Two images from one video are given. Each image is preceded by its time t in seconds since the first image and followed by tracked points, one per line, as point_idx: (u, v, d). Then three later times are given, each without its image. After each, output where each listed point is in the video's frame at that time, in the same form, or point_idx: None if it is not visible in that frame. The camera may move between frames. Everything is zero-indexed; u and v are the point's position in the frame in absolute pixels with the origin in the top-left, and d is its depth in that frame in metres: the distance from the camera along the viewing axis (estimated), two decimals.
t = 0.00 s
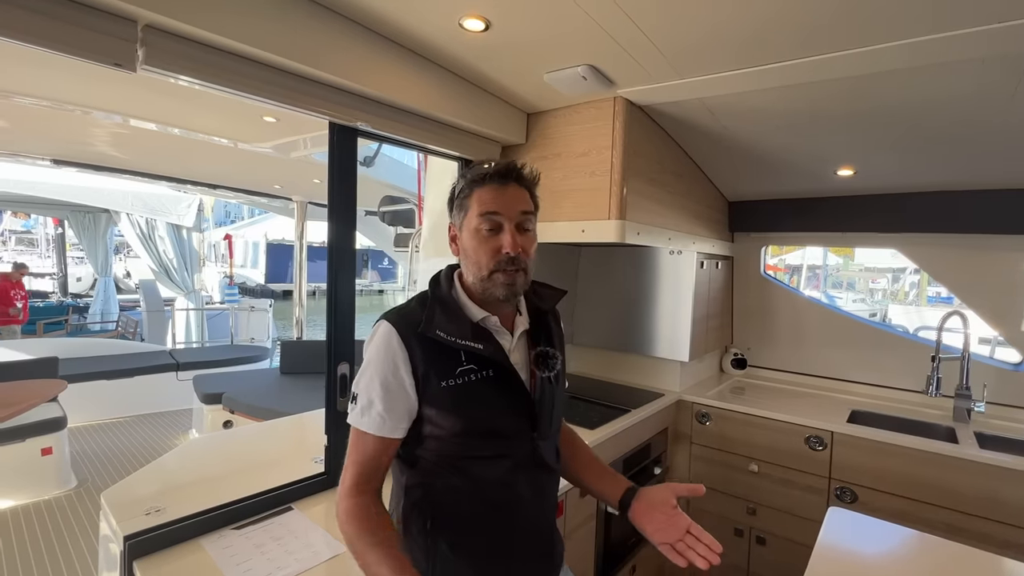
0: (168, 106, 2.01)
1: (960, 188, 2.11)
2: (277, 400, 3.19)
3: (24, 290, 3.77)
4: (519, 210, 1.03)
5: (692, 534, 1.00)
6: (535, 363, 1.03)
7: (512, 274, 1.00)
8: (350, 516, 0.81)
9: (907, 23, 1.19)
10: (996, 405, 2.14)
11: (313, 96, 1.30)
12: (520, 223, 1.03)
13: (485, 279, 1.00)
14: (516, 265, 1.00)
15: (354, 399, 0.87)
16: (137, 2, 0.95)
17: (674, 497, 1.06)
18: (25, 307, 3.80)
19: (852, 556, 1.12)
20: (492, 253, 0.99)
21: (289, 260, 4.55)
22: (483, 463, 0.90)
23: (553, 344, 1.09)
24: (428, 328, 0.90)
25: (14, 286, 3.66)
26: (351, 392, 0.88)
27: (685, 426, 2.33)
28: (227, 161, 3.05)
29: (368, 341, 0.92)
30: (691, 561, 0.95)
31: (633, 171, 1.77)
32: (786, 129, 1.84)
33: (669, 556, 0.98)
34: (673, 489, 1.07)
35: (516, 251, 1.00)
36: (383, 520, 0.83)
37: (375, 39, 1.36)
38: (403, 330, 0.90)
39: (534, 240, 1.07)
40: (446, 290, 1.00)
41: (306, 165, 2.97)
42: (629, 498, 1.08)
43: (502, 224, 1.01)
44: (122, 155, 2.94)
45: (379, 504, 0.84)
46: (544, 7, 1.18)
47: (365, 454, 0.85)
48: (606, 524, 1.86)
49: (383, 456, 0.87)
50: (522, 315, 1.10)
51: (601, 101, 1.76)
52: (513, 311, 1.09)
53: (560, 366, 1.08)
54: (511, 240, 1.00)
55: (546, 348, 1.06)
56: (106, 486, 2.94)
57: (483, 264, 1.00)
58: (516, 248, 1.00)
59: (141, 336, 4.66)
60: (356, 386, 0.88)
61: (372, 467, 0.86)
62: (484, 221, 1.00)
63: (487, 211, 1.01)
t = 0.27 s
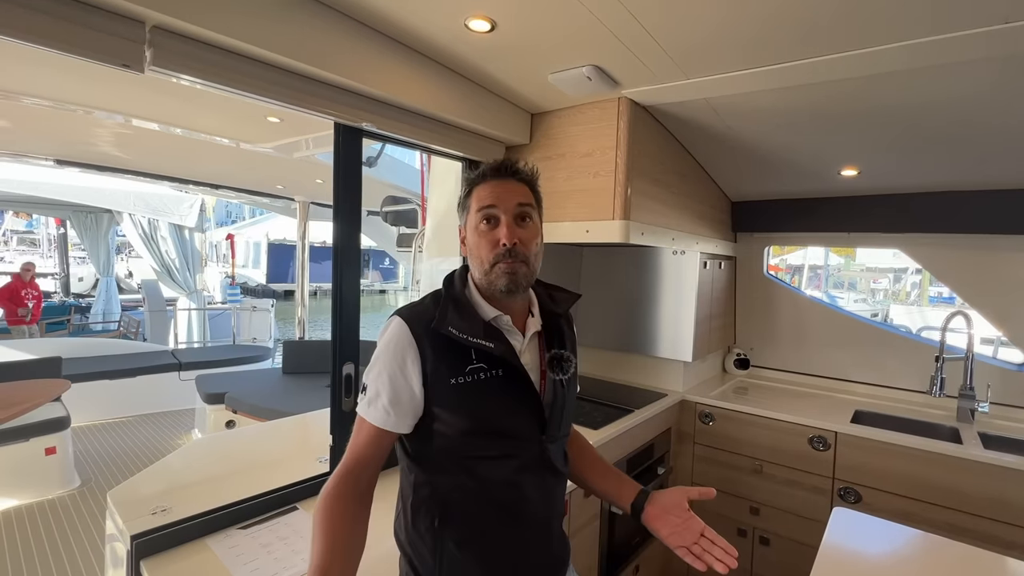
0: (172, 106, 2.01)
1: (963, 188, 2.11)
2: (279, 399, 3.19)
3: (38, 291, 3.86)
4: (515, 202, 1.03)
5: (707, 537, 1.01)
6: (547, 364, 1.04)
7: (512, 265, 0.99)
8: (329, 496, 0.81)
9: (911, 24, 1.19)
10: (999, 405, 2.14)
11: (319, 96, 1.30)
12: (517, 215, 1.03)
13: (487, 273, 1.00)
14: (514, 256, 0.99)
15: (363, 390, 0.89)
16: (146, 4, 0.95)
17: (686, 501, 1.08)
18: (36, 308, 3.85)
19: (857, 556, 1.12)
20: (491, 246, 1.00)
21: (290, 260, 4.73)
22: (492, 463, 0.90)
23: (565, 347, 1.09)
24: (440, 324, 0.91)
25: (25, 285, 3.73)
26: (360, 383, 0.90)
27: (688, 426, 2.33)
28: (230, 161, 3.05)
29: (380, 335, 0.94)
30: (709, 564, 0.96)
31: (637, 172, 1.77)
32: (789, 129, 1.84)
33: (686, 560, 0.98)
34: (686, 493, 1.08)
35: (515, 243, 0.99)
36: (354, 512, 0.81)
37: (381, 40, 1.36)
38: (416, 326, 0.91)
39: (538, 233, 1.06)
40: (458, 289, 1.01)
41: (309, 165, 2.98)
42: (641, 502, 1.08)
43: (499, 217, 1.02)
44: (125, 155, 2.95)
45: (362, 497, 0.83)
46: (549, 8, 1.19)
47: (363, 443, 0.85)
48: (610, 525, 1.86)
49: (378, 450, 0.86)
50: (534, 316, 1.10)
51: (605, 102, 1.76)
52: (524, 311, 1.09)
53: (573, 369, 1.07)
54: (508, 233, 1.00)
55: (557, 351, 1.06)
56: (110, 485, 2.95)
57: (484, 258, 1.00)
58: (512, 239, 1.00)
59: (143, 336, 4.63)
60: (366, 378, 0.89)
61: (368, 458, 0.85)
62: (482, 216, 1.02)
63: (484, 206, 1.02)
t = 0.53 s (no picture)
0: (173, 106, 2.02)
1: (964, 188, 2.11)
2: (280, 399, 3.19)
3: (44, 291, 3.84)
4: (514, 202, 1.03)
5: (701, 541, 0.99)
6: (544, 363, 1.04)
7: (509, 264, 0.99)
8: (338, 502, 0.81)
9: (911, 23, 1.19)
10: (1000, 405, 2.14)
11: (319, 96, 1.30)
12: (516, 215, 1.03)
13: (484, 272, 1.00)
14: (512, 255, 0.99)
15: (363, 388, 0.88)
16: (146, 4, 0.95)
17: (682, 504, 1.06)
18: (39, 308, 3.84)
19: (856, 556, 1.12)
20: (489, 245, 1.00)
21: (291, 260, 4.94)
22: (490, 461, 0.90)
23: (562, 345, 1.09)
24: (438, 322, 0.91)
25: (26, 284, 3.72)
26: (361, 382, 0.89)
27: (688, 425, 2.33)
28: (231, 161, 3.05)
29: (380, 334, 0.93)
30: (704, 569, 0.94)
31: (637, 171, 1.77)
32: (789, 129, 1.84)
33: (680, 564, 0.97)
34: (680, 496, 1.06)
35: (512, 243, 1.00)
36: (366, 515, 0.82)
37: (381, 40, 1.37)
38: (415, 324, 0.91)
39: (536, 234, 1.06)
40: (457, 288, 1.01)
41: (309, 165, 2.98)
42: (636, 505, 1.07)
43: (498, 217, 1.02)
44: (127, 155, 2.96)
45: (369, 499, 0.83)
46: (549, 8, 1.19)
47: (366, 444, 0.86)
48: (610, 525, 1.86)
49: (381, 450, 0.86)
50: (532, 315, 1.10)
51: (605, 102, 1.76)
52: (522, 310, 1.09)
53: (569, 367, 1.08)
54: (506, 232, 1.00)
55: (555, 350, 1.06)
56: (111, 484, 2.95)
57: (482, 257, 1.01)
58: (511, 238, 1.00)
59: (144, 336, 4.59)
60: (365, 377, 0.89)
61: (372, 459, 0.85)
62: (481, 215, 1.03)
63: (483, 205, 1.03)
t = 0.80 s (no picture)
0: (174, 106, 2.02)
1: (964, 188, 2.11)
2: (281, 399, 3.20)
3: (42, 291, 3.89)
4: (507, 202, 1.04)
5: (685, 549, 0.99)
6: (540, 361, 1.04)
7: (503, 262, 0.99)
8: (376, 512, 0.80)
9: (910, 23, 1.19)
10: (1000, 405, 2.14)
11: (320, 96, 1.31)
12: (510, 214, 1.04)
13: (478, 270, 1.01)
14: (505, 253, 0.99)
15: (364, 396, 0.88)
16: (148, 5, 0.96)
17: (670, 508, 1.04)
18: (34, 307, 3.87)
19: (855, 555, 1.12)
20: (483, 244, 1.00)
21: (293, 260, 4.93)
22: (490, 461, 0.91)
23: (557, 343, 1.10)
24: (436, 323, 0.92)
25: (25, 284, 3.77)
26: (362, 388, 0.89)
27: (688, 425, 2.33)
28: (232, 161, 3.05)
29: (377, 337, 0.93)
30: None
31: (637, 171, 1.77)
32: (789, 129, 1.84)
33: (659, 570, 0.98)
34: (669, 500, 1.05)
35: (506, 241, 1.00)
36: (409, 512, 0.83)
37: (381, 40, 1.37)
38: (413, 325, 0.91)
39: (529, 232, 1.07)
40: (453, 288, 1.01)
41: (310, 165, 2.98)
42: (624, 506, 1.08)
43: (491, 216, 1.02)
44: (127, 155, 2.97)
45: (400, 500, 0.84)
46: (548, 8, 1.19)
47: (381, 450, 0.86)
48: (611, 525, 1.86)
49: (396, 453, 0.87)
50: (528, 314, 1.11)
51: (605, 102, 1.77)
52: (517, 308, 1.10)
53: (565, 365, 1.09)
54: (499, 231, 1.01)
55: (550, 348, 1.07)
56: (112, 484, 2.96)
57: (475, 256, 1.01)
58: (504, 237, 1.00)
59: (145, 335, 4.66)
60: (367, 382, 0.89)
61: (390, 462, 0.86)
62: (475, 214, 1.03)
63: (477, 205, 1.03)
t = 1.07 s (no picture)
0: (175, 107, 2.03)
1: (964, 188, 2.11)
2: (282, 399, 3.20)
3: (35, 290, 3.82)
4: (505, 202, 1.03)
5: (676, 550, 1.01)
6: (539, 360, 1.04)
7: (501, 263, 1.00)
8: (399, 511, 0.80)
9: (910, 23, 1.19)
10: (1001, 405, 2.13)
11: (320, 97, 1.31)
12: (507, 215, 1.04)
13: (476, 271, 1.01)
14: (503, 254, 1.00)
15: (370, 401, 0.89)
16: (149, 6, 0.96)
17: (661, 508, 1.04)
18: (28, 307, 3.81)
19: (855, 554, 1.13)
20: (480, 245, 1.01)
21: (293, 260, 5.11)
22: (493, 460, 0.91)
23: (557, 342, 1.10)
24: (437, 324, 0.92)
25: (17, 284, 3.72)
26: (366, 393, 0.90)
27: (689, 424, 2.33)
28: (233, 160, 3.06)
29: (378, 339, 0.93)
30: None
31: (637, 171, 1.77)
32: (790, 128, 1.84)
33: (650, 570, 1.01)
34: (661, 501, 1.04)
35: (503, 242, 1.00)
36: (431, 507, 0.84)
37: (381, 40, 1.37)
38: (414, 326, 0.92)
39: (527, 232, 1.07)
40: (452, 288, 1.01)
41: (311, 165, 2.99)
42: (617, 507, 1.08)
43: (489, 216, 1.03)
44: (128, 155, 2.97)
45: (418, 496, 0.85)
46: (548, 8, 1.19)
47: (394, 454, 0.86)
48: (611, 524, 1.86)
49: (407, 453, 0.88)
50: (527, 313, 1.11)
51: (605, 102, 1.77)
52: (517, 307, 1.10)
53: (565, 364, 1.09)
54: (497, 232, 1.01)
55: (550, 347, 1.07)
56: (113, 483, 2.96)
57: (473, 256, 1.01)
58: (501, 238, 1.00)
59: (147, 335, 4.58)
60: (371, 387, 0.89)
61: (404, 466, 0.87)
62: (473, 215, 1.03)
63: (475, 205, 1.03)
